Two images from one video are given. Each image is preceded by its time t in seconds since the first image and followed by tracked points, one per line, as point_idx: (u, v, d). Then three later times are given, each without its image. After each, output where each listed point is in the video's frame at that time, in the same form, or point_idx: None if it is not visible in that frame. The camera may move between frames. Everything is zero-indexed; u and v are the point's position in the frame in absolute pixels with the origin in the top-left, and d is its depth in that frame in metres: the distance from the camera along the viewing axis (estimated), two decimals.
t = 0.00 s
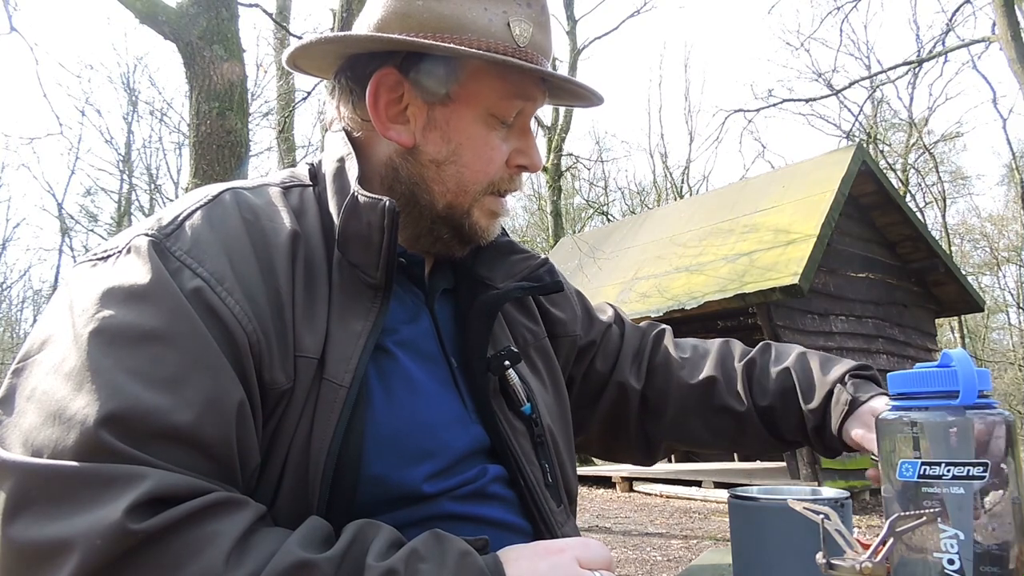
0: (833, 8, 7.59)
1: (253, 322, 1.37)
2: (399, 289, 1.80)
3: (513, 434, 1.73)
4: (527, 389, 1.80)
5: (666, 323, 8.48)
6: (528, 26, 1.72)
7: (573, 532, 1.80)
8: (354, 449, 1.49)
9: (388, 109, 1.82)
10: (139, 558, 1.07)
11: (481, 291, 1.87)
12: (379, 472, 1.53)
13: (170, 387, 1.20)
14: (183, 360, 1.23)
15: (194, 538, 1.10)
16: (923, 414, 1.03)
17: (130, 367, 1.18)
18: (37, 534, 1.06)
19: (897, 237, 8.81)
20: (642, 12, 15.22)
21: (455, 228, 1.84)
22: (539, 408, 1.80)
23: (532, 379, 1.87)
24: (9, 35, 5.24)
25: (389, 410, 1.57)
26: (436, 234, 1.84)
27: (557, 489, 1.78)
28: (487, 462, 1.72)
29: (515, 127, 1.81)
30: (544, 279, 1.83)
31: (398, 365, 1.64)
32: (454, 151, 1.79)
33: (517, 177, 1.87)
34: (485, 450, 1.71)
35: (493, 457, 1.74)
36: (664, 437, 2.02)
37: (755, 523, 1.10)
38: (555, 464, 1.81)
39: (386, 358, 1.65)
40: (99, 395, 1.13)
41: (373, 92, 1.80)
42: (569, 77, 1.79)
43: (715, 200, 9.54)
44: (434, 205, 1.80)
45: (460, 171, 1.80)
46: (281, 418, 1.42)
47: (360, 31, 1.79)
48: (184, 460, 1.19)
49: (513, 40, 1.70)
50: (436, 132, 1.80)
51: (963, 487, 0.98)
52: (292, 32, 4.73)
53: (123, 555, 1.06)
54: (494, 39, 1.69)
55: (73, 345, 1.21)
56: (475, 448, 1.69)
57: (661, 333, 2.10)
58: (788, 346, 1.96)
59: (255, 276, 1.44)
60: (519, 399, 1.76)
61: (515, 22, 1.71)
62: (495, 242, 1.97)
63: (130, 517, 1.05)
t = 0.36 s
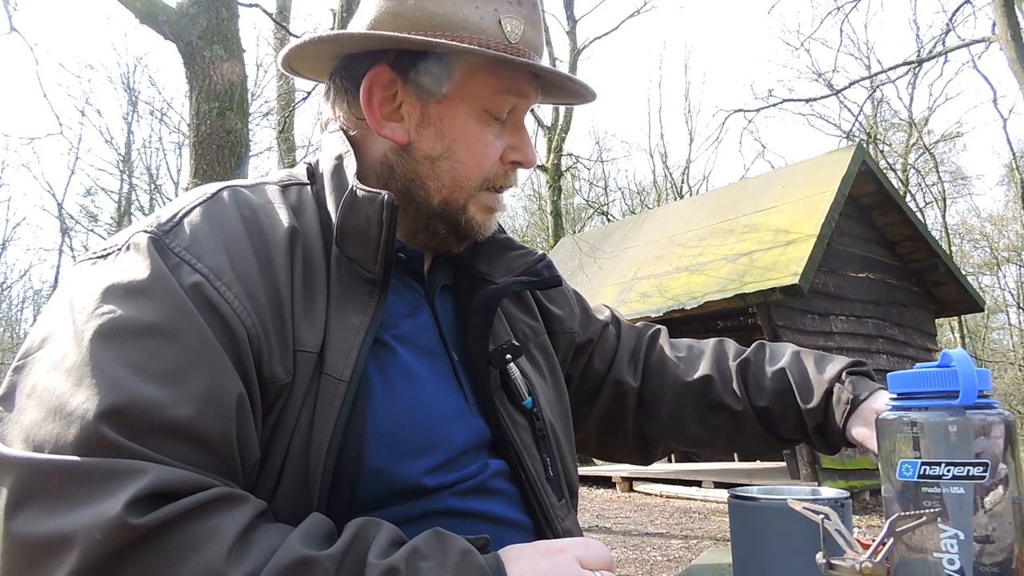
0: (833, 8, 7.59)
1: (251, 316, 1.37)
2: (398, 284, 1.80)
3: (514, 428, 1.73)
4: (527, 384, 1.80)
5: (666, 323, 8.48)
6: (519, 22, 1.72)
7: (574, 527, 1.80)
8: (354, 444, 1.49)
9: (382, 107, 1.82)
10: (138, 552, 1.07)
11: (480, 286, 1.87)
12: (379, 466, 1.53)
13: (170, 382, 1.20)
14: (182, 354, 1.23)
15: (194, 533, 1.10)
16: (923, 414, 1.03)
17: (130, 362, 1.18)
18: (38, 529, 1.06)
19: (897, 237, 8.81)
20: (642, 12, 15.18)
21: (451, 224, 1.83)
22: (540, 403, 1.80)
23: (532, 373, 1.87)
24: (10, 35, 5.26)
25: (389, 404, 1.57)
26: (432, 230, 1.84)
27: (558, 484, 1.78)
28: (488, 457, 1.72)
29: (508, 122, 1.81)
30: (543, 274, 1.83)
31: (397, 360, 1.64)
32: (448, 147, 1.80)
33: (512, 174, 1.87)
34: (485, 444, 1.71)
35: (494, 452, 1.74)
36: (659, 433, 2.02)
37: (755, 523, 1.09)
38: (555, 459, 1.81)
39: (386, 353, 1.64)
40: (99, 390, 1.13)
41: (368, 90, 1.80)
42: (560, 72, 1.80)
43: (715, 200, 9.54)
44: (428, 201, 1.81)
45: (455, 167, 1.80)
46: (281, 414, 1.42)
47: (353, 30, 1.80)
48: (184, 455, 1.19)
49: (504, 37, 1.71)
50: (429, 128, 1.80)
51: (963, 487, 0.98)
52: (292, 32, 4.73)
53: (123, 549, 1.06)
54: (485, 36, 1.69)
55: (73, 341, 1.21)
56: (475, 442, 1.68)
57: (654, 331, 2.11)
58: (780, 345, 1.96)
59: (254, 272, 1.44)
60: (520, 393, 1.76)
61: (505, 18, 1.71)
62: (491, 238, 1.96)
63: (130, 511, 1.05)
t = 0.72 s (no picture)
0: (833, 8, 7.60)
1: (251, 318, 1.37)
2: (398, 285, 1.80)
3: (514, 430, 1.74)
4: (527, 386, 1.80)
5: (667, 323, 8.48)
6: (521, 23, 1.72)
7: (574, 529, 1.80)
8: (353, 446, 1.48)
9: (382, 107, 1.82)
10: (137, 556, 1.07)
11: (480, 287, 1.87)
12: (379, 467, 1.53)
13: (169, 384, 1.20)
14: (181, 355, 1.23)
15: (194, 536, 1.10)
16: (924, 414, 1.03)
17: (129, 364, 1.18)
18: (36, 532, 1.06)
19: (897, 237, 8.81)
20: (642, 12, 15.21)
21: (453, 226, 1.83)
22: (540, 404, 1.80)
23: (533, 375, 1.87)
24: (10, 35, 5.27)
25: (389, 406, 1.57)
26: (434, 231, 1.84)
27: (559, 486, 1.78)
28: (488, 459, 1.72)
29: (510, 124, 1.81)
30: (544, 276, 1.82)
31: (397, 362, 1.64)
32: (450, 148, 1.80)
33: (514, 174, 1.86)
34: (485, 446, 1.71)
35: (494, 454, 1.74)
36: (664, 444, 2.00)
37: (755, 524, 1.09)
38: (555, 461, 1.81)
39: (385, 354, 1.64)
40: (97, 392, 1.13)
41: (368, 90, 1.81)
42: (562, 73, 1.79)
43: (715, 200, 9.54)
44: (429, 201, 1.81)
45: (456, 168, 1.80)
46: (281, 415, 1.42)
47: (353, 30, 1.80)
48: (184, 457, 1.19)
49: (506, 37, 1.70)
50: (431, 129, 1.80)
51: (963, 487, 0.97)
52: (292, 32, 4.72)
53: (123, 552, 1.06)
54: (487, 36, 1.69)
55: (72, 344, 1.21)
56: (475, 444, 1.68)
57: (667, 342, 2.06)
58: (795, 377, 1.86)
59: (254, 273, 1.44)
60: (519, 395, 1.76)
61: (508, 19, 1.70)
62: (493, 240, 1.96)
63: (130, 514, 1.06)
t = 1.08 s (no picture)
0: (833, 8, 7.60)
1: (250, 320, 1.37)
2: (396, 288, 1.81)
3: (512, 432, 1.74)
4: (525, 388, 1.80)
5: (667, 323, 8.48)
6: (522, 23, 1.72)
7: (573, 530, 1.80)
8: (353, 448, 1.49)
9: (382, 107, 1.82)
10: (135, 556, 1.07)
11: (479, 289, 1.87)
12: (378, 469, 1.53)
13: (167, 386, 1.20)
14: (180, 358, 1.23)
15: (192, 539, 1.10)
16: (923, 414, 1.03)
17: (128, 366, 1.18)
18: (34, 533, 1.06)
19: (897, 237, 8.81)
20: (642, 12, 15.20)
21: (451, 227, 1.83)
22: (539, 407, 1.80)
23: (531, 377, 1.87)
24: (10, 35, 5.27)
25: (388, 408, 1.57)
26: (432, 232, 1.84)
27: (558, 487, 1.78)
28: (486, 460, 1.72)
29: (510, 124, 1.80)
30: (543, 278, 1.82)
31: (395, 364, 1.64)
32: (449, 148, 1.80)
33: (514, 176, 1.86)
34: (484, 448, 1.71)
35: (492, 455, 1.74)
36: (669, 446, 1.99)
37: (755, 525, 1.09)
38: (555, 463, 1.81)
39: (384, 356, 1.64)
40: (96, 394, 1.13)
41: (368, 90, 1.81)
42: (562, 74, 1.79)
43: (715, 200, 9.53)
44: (428, 201, 1.81)
45: (455, 168, 1.80)
46: (279, 417, 1.42)
47: (352, 29, 1.80)
48: (183, 459, 1.19)
49: (506, 37, 1.70)
50: (430, 129, 1.80)
51: (963, 487, 0.97)
52: (292, 31, 4.73)
53: (124, 554, 1.06)
54: (487, 36, 1.69)
55: (70, 346, 1.21)
56: (474, 445, 1.68)
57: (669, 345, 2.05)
58: (799, 381, 1.86)
59: (252, 274, 1.44)
60: (518, 396, 1.76)
61: (509, 19, 1.70)
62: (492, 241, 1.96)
63: (128, 516, 1.05)
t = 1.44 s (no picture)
0: (833, 8, 7.59)
1: (251, 321, 1.37)
2: (395, 290, 1.81)
3: (510, 434, 1.74)
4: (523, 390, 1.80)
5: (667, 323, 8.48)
6: (523, 25, 1.72)
7: (572, 532, 1.80)
8: (352, 449, 1.49)
9: (383, 107, 1.82)
10: (134, 556, 1.07)
11: (478, 291, 1.87)
12: (377, 471, 1.53)
13: (168, 387, 1.20)
14: (181, 359, 1.23)
15: (192, 539, 1.10)
16: (923, 414, 1.03)
17: (130, 367, 1.18)
18: (34, 533, 1.06)
19: (897, 237, 8.81)
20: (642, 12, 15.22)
21: (450, 228, 1.84)
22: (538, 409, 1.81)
23: (530, 379, 1.87)
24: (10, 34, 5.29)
25: (387, 409, 1.57)
26: (431, 233, 1.85)
27: (556, 489, 1.78)
28: (484, 462, 1.72)
29: (510, 126, 1.80)
30: (542, 281, 1.82)
31: (394, 366, 1.64)
32: (449, 149, 1.79)
33: (514, 178, 1.87)
34: (481, 450, 1.71)
35: (490, 457, 1.74)
36: (670, 446, 1.99)
37: (755, 525, 1.10)
38: (553, 464, 1.81)
39: (383, 359, 1.65)
40: (97, 395, 1.13)
41: (368, 90, 1.81)
42: (563, 76, 1.79)
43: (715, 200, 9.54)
44: (428, 203, 1.81)
45: (455, 169, 1.80)
46: (280, 417, 1.42)
47: (354, 30, 1.80)
48: (183, 460, 1.19)
49: (508, 39, 1.70)
50: (430, 130, 1.80)
51: (963, 487, 0.97)
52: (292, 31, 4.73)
53: (123, 554, 1.06)
54: (488, 38, 1.69)
55: (71, 346, 1.21)
56: (472, 447, 1.69)
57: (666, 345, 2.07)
58: (797, 379, 1.87)
59: (253, 275, 1.44)
60: (516, 399, 1.76)
61: (509, 21, 1.70)
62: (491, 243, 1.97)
63: (129, 515, 1.05)
